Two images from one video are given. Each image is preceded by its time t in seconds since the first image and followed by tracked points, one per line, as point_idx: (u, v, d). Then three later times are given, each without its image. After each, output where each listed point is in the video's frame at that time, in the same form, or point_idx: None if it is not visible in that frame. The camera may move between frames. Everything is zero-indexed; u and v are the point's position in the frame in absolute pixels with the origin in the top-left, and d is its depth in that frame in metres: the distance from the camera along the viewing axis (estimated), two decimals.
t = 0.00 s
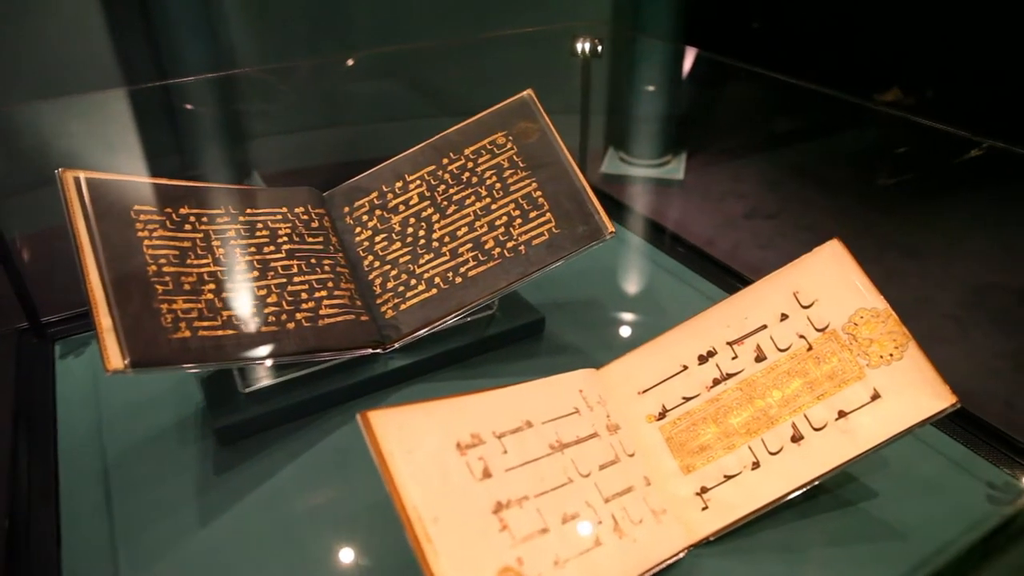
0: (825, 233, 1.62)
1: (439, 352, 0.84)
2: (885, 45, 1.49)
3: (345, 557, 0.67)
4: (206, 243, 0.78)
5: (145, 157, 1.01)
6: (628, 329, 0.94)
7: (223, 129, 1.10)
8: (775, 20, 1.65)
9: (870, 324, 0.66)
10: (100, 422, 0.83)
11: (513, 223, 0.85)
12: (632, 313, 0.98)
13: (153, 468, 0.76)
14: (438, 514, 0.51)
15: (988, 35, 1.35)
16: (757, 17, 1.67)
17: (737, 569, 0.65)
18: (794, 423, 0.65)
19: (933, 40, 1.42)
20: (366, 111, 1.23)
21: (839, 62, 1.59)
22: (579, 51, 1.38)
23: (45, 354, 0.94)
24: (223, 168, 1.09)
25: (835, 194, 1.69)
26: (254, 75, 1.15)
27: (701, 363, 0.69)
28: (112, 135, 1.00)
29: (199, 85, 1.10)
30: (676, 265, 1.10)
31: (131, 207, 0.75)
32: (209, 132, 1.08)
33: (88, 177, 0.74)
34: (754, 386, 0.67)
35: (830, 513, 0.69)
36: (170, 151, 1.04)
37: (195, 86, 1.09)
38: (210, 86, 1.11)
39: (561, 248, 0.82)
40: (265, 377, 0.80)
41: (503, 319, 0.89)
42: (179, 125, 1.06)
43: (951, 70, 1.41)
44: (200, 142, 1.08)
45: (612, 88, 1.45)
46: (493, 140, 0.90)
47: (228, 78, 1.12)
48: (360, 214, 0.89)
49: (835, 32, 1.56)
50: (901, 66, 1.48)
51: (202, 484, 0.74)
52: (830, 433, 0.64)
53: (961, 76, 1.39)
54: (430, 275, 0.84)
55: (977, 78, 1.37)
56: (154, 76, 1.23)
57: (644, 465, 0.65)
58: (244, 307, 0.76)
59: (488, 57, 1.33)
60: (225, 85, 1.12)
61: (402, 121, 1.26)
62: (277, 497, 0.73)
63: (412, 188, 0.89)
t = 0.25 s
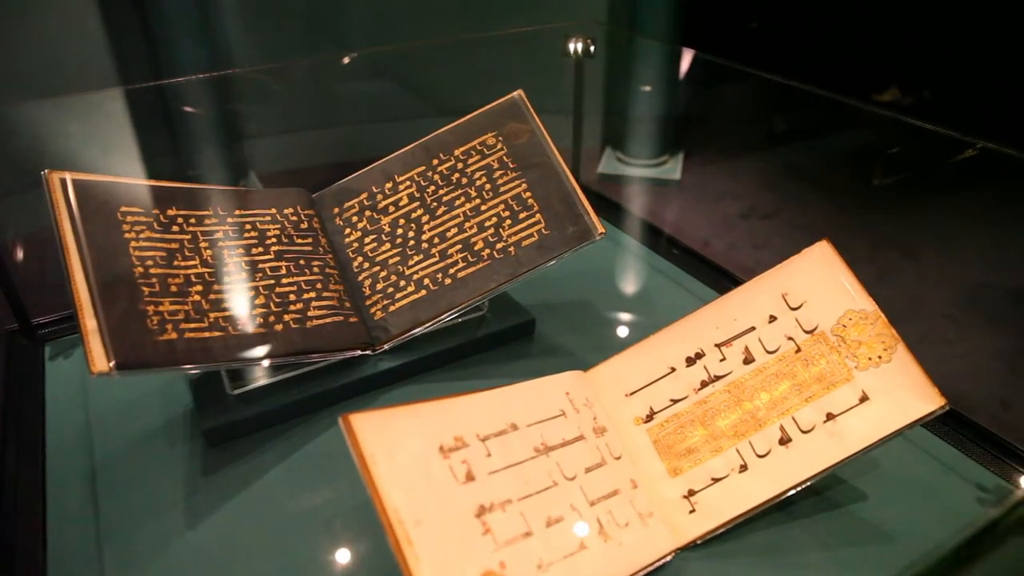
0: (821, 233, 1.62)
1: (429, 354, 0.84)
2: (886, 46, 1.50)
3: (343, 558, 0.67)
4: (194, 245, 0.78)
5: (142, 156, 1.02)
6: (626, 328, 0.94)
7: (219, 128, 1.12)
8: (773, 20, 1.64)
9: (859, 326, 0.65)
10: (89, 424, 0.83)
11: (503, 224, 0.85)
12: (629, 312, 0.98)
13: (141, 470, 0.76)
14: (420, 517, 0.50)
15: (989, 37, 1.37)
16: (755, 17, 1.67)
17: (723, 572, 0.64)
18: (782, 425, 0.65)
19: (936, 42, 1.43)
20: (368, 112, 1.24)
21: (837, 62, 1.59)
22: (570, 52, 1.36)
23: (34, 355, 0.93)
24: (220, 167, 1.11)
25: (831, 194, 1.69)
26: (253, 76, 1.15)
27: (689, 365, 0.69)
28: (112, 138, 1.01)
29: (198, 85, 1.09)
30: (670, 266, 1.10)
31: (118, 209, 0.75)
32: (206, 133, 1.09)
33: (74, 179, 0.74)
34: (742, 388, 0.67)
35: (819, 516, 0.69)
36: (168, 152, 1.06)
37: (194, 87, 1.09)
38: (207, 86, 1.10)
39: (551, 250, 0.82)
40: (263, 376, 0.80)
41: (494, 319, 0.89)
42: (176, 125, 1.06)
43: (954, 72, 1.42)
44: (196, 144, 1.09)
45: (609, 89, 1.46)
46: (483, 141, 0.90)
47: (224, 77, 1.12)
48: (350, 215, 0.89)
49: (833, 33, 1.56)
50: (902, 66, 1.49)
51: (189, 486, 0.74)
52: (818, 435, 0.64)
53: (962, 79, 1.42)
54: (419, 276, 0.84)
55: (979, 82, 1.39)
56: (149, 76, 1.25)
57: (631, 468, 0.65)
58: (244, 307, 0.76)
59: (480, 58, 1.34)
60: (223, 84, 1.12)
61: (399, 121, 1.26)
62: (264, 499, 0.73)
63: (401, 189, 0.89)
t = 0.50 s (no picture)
0: (818, 233, 1.62)
1: (418, 355, 0.84)
2: (883, 46, 1.48)
3: (338, 558, 0.67)
4: (181, 246, 0.77)
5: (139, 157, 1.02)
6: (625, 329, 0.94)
7: (217, 129, 1.11)
8: (770, 19, 1.64)
9: (847, 328, 0.65)
10: (77, 425, 0.82)
11: (492, 225, 0.84)
12: (627, 313, 0.98)
13: (128, 472, 0.76)
14: (400, 521, 0.50)
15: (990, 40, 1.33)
16: (753, 16, 1.66)
17: None
18: (769, 428, 0.64)
19: (935, 45, 1.41)
20: (366, 111, 1.23)
21: (836, 61, 1.58)
22: (563, 52, 1.37)
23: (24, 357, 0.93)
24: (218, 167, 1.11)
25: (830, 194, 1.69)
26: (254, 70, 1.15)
27: (677, 366, 0.69)
28: (108, 138, 1.01)
29: (195, 85, 1.08)
30: (664, 268, 1.09)
31: (105, 210, 0.74)
32: (203, 134, 1.09)
33: (60, 180, 0.73)
34: (730, 391, 0.66)
35: (808, 520, 0.69)
36: (166, 152, 1.06)
37: (191, 86, 1.08)
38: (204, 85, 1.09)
39: (540, 251, 0.81)
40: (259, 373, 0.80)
41: (484, 320, 0.89)
42: (174, 126, 1.06)
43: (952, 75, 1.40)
44: (194, 144, 1.08)
45: (607, 86, 1.46)
46: (473, 142, 0.89)
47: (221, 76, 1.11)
48: (340, 216, 0.89)
49: (831, 32, 1.55)
50: (899, 67, 1.48)
51: (176, 488, 0.74)
52: (805, 438, 0.63)
53: (960, 79, 1.39)
54: (409, 277, 0.83)
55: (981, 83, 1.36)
56: (147, 77, 1.24)
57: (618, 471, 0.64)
58: (242, 306, 0.76)
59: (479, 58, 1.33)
60: (220, 83, 1.11)
61: (395, 121, 1.26)
62: (250, 502, 0.72)
63: (391, 190, 0.89)
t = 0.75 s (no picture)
0: (813, 233, 1.62)
1: (407, 357, 0.84)
2: (881, 46, 1.49)
3: (334, 560, 0.67)
4: (168, 248, 0.77)
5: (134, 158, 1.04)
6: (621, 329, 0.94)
7: (212, 130, 1.12)
8: (767, 19, 1.64)
9: (836, 330, 0.65)
10: (66, 426, 0.82)
11: (481, 226, 0.84)
12: (624, 313, 0.98)
13: (116, 473, 0.76)
14: (381, 525, 0.50)
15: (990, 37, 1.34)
16: (749, 16, 1.66)
17: None
18: (756, 430, 0.64)
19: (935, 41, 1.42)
20: (367, 111, 1.23)
21: (833, 61, 1.59)
22: (556, 52, 1.37)
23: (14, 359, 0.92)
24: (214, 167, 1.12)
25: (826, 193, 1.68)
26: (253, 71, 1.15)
27: (665, 368, 0.68)
28: (102, 137, 1.02)
29: (190, 84, 1.09)
30: (657, 269, 1.09)
31: (91, 212, 0.74)
32: (198, 135, 1.09)
33: (46, 182, 0.73)
34: (717, 393, 0.66)
35: (797, 523, 0.68)
36: (161, 151, 1.06)
37: (186, 86, 1.09)
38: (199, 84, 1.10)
39: (528, 252, 0.81)
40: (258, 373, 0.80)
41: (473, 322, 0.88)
42: (169, 126, 1.07)
43: (951, 72, 1.41)
44: (190, 144, 1.09)
45: (603, 85, 1.44)
46: (462, 143, 0.89)
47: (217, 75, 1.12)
48: (329, 217, 0.88)
49: (828, 32, 1.56)
50: (896, 66, 1.48)
51: (163, 490, 0.74)
52: (793, 440, 0.63)
53: (957, 79, 1.40)
54: (397, 278, 0.83)
55: (979, 81, 1.37)
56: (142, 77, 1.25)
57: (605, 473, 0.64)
58: (237, 307, 0.76)
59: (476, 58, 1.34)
60: (214, 82, 1.12)
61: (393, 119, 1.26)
62: (237, 504, 0.72)
63: (380, 191, 0.88)
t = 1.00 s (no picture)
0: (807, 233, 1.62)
1: (395, 359, 0.83)
2: (878, 44, 1.49)
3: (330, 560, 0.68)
4: (155, 249, 0.77)
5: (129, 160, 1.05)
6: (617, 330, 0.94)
7: (206, 133, 1.12)
8: (763, 18, 1.63)
9: (823, 332, 0.64)
10: (50, 429, 0.82)
11: (469, 227, 0.84)
12: (618, 313, 0.98)
13: (101, 477, 0.75)
14: (362, 528, 0.50)
15: (988, 38, 1.33)
16: (745, 16, 1.65)
17: None
18: (743, 433, 0.64)
19: (932, 41, 1.41)
20: (351, 113, 1.23)
21: (829, 61, 1.59)
22: (545, 53, 1.32)
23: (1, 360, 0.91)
24: (210, 167, 1.12)
25: (821, 193, 1.68)
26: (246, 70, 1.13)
27: (651, 371, 0.68)
28: (95, 138, 1.02)
29: (184, 86, 1.08)
30: (648, 270, 1.09)
31: (77, 214, 0.73)
32: (194, 139, 1.10)
33: (32, 183, 0.72)
34: (704, 395, 0.66)
35: (784, 526, 0.68)
36: (155, 151, 1.08)
37: (180, 87, 1.08)
38: (194, 85, 1.09)
39: (516, 254, 0.81)
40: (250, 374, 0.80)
41: (462, 323, 0.88)
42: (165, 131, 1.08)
43: (948, 71, 1.41)
44: (184, 148, 1.10)
45: (598, 82, 1.42)
46: (451, 144, 0.89)
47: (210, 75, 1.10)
48: (317, 219, 0.88)
49: (824, 32, 1.56)
50: (893, 66, 1.48)
51: (148, 494, 0.73)
52: (780, 443, 0.63)
53: (954, 78, 1.40)
54: (385, 280, 0.83)
55: (978, 81, 1.37)
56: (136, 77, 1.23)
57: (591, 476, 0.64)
58: (233, 307, 0.77)
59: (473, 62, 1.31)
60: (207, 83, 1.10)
61: (385, 121, 1.27)
62: (223, 508, 0.72)
63: (369, 192, 0.88)
